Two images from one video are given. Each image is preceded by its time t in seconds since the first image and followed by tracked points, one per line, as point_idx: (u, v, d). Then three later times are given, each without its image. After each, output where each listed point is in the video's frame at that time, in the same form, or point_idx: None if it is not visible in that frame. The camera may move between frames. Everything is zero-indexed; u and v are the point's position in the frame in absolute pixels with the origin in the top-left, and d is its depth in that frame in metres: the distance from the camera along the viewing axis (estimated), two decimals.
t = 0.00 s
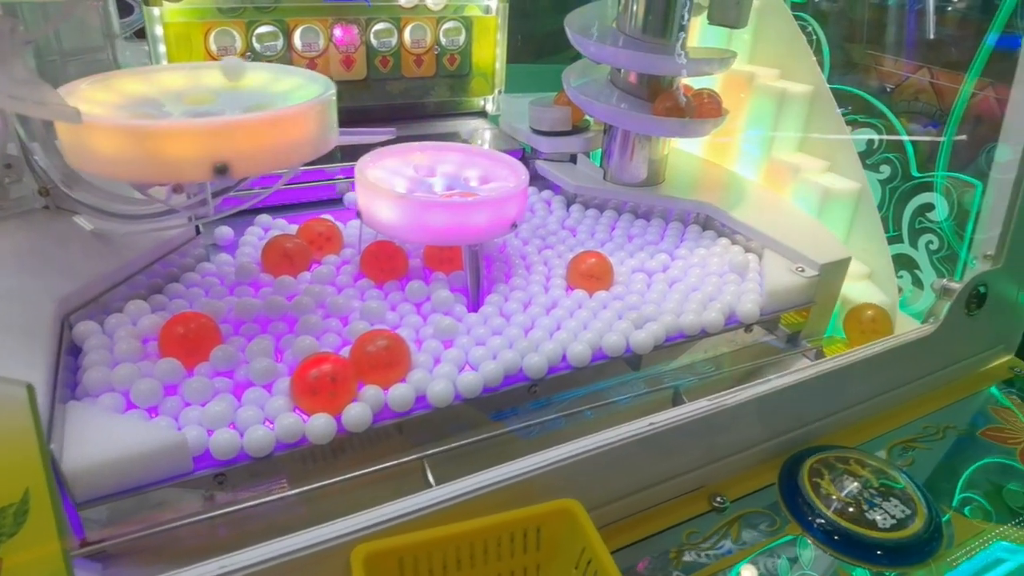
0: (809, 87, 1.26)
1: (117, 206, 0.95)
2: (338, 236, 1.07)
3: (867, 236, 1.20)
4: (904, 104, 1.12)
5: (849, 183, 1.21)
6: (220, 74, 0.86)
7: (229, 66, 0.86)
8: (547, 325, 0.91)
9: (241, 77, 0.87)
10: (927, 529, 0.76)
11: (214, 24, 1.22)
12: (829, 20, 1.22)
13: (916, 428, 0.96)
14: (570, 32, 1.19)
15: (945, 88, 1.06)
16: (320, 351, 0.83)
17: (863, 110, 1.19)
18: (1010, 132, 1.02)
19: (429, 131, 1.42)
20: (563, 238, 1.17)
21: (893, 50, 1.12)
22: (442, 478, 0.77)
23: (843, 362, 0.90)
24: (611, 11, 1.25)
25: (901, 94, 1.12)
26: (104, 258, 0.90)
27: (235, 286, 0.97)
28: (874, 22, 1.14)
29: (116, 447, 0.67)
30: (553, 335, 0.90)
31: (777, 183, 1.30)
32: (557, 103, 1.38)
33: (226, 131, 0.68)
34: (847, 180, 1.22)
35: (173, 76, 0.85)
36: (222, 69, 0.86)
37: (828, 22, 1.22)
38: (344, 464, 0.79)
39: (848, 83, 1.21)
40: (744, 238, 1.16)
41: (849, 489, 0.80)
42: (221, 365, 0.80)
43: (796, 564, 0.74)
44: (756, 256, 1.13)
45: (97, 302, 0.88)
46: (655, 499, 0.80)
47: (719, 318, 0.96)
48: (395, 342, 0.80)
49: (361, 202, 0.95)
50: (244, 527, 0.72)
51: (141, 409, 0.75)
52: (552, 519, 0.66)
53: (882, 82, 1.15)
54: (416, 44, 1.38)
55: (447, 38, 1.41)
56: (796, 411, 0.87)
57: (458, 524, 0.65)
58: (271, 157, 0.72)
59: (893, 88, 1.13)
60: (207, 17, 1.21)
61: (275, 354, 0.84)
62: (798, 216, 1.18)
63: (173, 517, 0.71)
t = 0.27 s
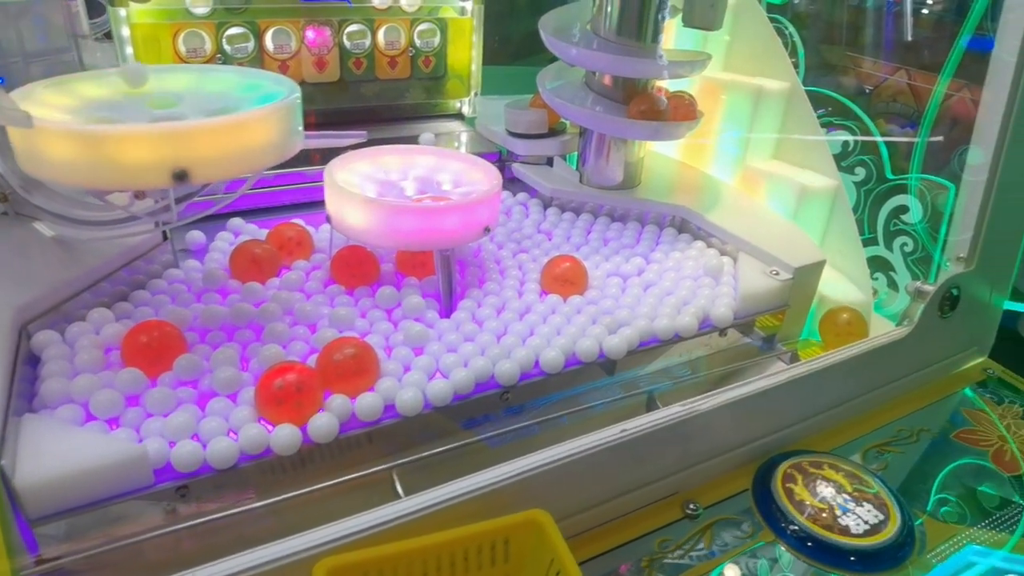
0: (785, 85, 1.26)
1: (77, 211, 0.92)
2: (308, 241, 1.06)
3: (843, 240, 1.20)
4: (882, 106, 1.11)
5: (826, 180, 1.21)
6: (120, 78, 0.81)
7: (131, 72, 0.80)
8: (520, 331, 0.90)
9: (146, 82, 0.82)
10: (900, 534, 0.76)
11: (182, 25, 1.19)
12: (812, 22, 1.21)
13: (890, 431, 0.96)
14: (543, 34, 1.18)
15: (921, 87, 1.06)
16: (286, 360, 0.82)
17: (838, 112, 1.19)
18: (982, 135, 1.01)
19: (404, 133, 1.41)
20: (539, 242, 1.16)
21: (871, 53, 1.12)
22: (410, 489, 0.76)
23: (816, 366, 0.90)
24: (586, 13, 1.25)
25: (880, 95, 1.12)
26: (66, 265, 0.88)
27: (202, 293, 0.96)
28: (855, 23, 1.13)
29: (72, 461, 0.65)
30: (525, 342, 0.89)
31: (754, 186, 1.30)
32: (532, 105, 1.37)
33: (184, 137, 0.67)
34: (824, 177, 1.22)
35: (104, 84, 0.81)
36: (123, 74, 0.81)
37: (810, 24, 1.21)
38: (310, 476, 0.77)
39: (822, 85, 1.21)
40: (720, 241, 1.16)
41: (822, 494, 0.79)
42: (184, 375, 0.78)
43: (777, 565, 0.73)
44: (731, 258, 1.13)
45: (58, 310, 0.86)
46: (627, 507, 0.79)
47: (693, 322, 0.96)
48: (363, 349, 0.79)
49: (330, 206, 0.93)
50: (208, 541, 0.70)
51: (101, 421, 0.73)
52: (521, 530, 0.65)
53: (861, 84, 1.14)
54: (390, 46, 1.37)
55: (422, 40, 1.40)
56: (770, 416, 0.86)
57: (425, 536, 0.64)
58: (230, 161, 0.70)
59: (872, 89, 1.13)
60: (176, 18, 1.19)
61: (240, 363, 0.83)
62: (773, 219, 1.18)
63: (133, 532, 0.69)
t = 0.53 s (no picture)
0: (762, 89, 1.24)
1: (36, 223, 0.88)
2: (279, 250, 1.04)
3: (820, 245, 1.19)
4: (862, 108, 1.11)
5: (803, 184, 1.20)
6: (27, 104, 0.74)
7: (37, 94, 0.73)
8: (494, 340, 0.88)
9: (53, 106, 0.75)
10: (877, 542, 0.76)
11: (151, 30, 1.17)
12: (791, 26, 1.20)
13: (867, 438, 0.96)
14: (518, 39, 1.17)
15: (899, 88, 1.05)
16: (252, 374, 0.81)
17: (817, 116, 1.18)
18: (955, 140, 1.02)
19: (380, 139, 1.39)
20: (515, 248, 1.15)
21: (851, 56, 1.12)
22: (380, 504, 0.74)
23: (792, 373, 0.89)
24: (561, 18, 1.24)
25: (858, 99, 1.11)
26: (27, 277, 0.86)
27: (170, 304, 0.94)
28: (833, 27, 1.13)
29: (28, 480, 0.63)
30: (499, 351, 0.87)
31: (730, 189, 1.29)
32: (508, 111, 1.36)
33: (141, 147, 0.65)
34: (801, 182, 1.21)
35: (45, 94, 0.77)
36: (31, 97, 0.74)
37: (793, 29, 1.19)
38: (278, 493, 0.75)
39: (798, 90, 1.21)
40: (697, 246, 1.15)
41: (799, 503, 0.78)
42: (148, 391, 0.76)
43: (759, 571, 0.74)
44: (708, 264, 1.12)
45: (19, 324, 0.84)
46: (602, 519, 0.78)
47: (668, 329, 0.94)
48: (331, 362, 0.78)
49: (300, 215, 0.92)
50: (171, 561, 0.69)
51: (60, 439, 0.71)
52: (492, 546, 0.64)
53: (841, 86, 1.13)
54: (364, 51, 1.35)
55: (396, 45, 1.38)
56: (746, 424, 0.86)
57: (394, 555, 0.62)
58: (190, 172, 0.69)
59: (851, 92, 1.12)
60: (144, 24, 1.17)
61: (206, 377, 0.81)
62: (750, 224, 1.18)
63: (94, 553, 0.67)
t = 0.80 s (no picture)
0: (736, 97, 1.26)
1: None
2: (249, 265, 1.02)
3: (797, 252, 1.19)
4: (841, 113, 1.10)
5: (779, 195, 1.21)
6: None
7: None
8: (467, 356, 0.87)
9: None
10: (855, 555, 0.75)
11: (118, 43, 1.16)
12: (768, 32, 1.18)
13: (845, 448, 0.96)
14: (491, 47, 1.16)
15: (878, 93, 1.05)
16: (219, 395, 0.79)
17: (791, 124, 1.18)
18: (928, 147, 1.02)
19: (355, 150, 1.38)
20: (491, 259, 1.14)
21: (829, 61, 1.10)
22: (350, 526, 0.73)
23: (770, 384, 0.89)
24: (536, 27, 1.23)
25: (837, 104, 1.10)
26: None
27: (137, 322, 0.92)
28: (811, 34, 1.11)
29: None
30: (473, 367, 0.86)
31: (708, 199, 1.30)
32: (485, 120, 1.35)
33: (98, 165, 0.64)
34: (775, 193, 1.22)
35: None
36: None
37: (769, 36, 1.18)
38: (245, 516, 0.74)
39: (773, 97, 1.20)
40: (674, 256, 1.15)
41: (777, 517, 0.77)
42: (110, 414, 0.74)
43: None
44: (685, 274, 1.12)
45: None
46: (578, 538, 0.77)
47: (645, 341, 0.94)
48: (299, 381, 0.76)
49: (269, 230, 0.90)
50: None
51: (17, 466, 0.68)
52: (463, 570, 0.63)
53: (819, 91, 1.12)
54: (337, 61, 1.34)
55: (370, 55, 1.37)
56: (723, 437, 0.85)
57: None
58: (150, 190, 0.67)
59: (830, 97, 1.11)
60: (111, 36, 1.15)
61: (173, 398, 0.79)
62: (727, 233, 1.17)
63: None
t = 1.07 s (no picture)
0: (713, 107, 1.28)
1: None
2: (221, 284, 1.00)
3: (775, 262, 1.20)
4: (821, 119, 1.11)
5: (755, 211, 1.23)
6: None
7: None
8: (443, 374, 0.85)
9: None
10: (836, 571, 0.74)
11: (86, 59, 1.14)
12: (748, 41, 1.21)
13: (826, 460, 0.95)
14: (466, 61, 1.15)
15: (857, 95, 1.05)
16: (188, 420, 0.77)
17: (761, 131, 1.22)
18: (903, 156, 1.01)
19: (331, 165, 1.37)
20: (468, 274, 1.13)
21: (809, 69, 1.12)
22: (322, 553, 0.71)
23: (750, 397, 0.88)
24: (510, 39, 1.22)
25: (817, 110, 1.11)
26: None
27: (104, 345, 0.89)
28: (789, 42, 1.14)
29: None
30: (448, 386, 0.84)
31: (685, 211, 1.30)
32: (461, 133, 1.35)
33: (56, 187, 0.62)
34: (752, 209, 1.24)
35: None
36: None
37: (748, 44, 1.21)
38: (212, 543, 0.72)
39: (751, 106, 1.23)
40: (652, 268, 1.15)
41: (757, 534, 0.76)
42: (73, 442, 0.71)
43: None
44: (663, 286, 1.11)
45: None
46: (556, 558, 0.75)
47: (623, 355, 0.93)
48: (269, 405, 0.74)
49: (239, 248, 0.88)
50: None
51: None
52: None
53: (799, 98, 1.14)
54: (311, 76, 1.33)
55: (345, 69, 1.36)
56: (702, 452, 0.84)
57: None
58: (110, 213, 0.66)
59: (810, 104, 1.12)
60: (79, 52, 1.13)
61: (140, 423, 0.77)
62: (705, 244, 1.18)
63: None
